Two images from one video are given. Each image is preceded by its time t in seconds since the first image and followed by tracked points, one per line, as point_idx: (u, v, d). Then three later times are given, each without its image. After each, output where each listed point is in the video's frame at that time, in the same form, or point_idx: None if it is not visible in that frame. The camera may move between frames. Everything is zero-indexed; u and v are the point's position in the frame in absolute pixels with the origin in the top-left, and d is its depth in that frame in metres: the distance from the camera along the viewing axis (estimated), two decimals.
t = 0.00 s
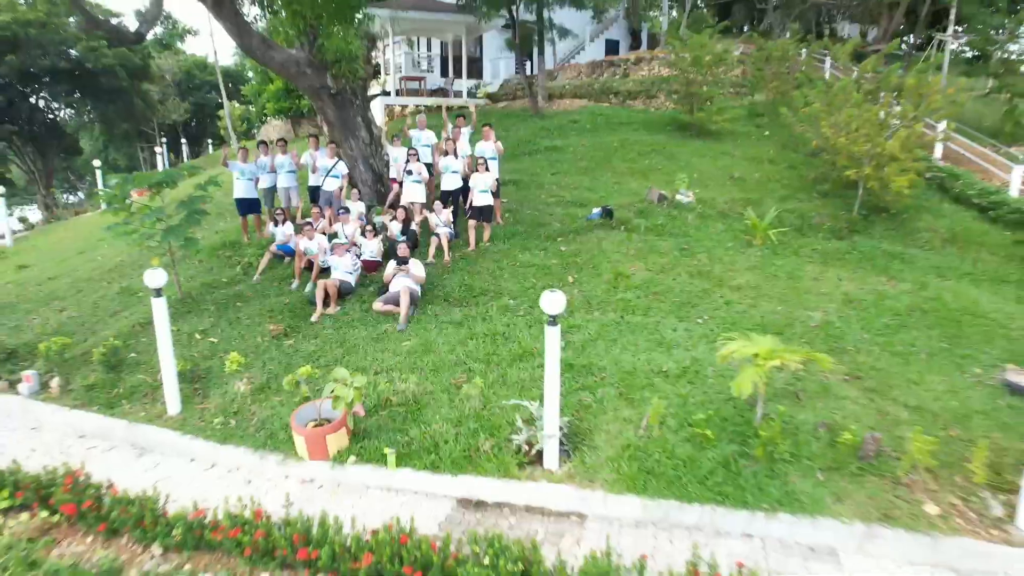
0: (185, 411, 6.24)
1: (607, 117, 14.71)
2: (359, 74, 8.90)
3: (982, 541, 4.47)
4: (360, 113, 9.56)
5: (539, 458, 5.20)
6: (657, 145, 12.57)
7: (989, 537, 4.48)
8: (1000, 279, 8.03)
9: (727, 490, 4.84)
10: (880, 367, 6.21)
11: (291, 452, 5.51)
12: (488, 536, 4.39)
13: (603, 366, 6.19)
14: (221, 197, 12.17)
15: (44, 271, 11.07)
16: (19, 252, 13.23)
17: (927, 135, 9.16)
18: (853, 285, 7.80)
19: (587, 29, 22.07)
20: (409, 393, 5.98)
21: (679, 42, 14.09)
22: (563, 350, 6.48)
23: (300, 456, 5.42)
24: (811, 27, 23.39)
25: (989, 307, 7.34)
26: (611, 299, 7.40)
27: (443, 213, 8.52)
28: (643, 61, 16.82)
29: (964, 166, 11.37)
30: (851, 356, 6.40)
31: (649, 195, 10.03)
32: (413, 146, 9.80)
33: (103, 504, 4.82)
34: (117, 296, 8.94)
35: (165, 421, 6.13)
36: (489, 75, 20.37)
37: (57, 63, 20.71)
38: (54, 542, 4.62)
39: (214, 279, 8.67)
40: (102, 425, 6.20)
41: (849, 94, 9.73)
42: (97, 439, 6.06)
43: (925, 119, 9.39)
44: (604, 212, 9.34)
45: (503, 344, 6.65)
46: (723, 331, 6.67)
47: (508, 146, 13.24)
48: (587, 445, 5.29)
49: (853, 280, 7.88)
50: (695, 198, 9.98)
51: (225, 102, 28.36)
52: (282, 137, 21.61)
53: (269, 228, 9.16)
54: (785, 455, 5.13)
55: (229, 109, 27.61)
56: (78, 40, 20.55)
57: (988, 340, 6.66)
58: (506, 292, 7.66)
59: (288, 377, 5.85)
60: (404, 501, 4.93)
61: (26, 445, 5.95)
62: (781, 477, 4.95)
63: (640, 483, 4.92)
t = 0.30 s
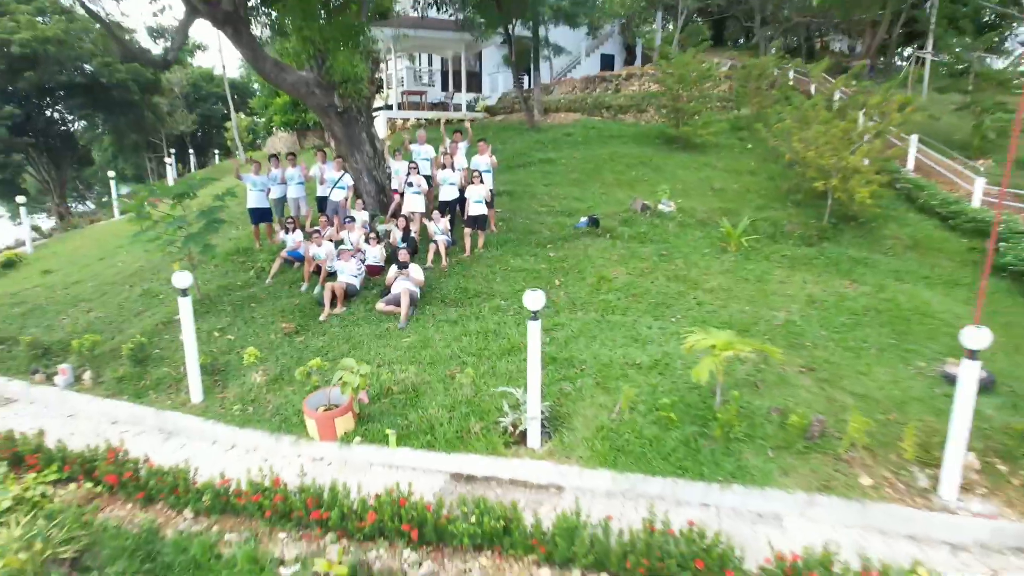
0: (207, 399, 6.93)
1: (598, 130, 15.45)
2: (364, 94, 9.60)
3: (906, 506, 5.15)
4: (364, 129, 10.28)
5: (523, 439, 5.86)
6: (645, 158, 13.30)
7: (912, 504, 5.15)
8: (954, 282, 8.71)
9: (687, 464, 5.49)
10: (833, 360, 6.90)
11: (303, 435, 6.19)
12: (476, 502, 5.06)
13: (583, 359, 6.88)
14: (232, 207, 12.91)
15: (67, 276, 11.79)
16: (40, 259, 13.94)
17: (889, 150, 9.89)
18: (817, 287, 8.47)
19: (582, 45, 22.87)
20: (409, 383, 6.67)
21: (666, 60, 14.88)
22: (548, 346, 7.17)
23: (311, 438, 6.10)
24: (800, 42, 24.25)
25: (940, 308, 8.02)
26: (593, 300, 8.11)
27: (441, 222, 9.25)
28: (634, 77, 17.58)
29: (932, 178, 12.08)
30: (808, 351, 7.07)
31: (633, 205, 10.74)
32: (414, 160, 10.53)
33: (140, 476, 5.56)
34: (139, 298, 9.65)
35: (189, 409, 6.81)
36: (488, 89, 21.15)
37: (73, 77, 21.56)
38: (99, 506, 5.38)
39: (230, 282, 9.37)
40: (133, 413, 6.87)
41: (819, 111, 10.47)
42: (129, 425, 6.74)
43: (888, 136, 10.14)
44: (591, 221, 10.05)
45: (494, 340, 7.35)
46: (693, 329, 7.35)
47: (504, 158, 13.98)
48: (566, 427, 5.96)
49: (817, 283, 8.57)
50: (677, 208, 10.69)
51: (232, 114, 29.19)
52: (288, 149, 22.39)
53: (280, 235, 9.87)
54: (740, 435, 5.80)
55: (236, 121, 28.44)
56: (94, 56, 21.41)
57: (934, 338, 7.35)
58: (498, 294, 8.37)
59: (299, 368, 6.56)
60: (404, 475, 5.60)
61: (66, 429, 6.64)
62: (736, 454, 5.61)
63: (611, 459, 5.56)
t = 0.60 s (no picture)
0: (225, 390, 7.63)
1: (591, 139, 16.16)
2: (368, 109, 10.29)
3: (847, 482, 5.83)
4: (367, 141, 10.97)
5: (510, 423, 6.55)
6: (634, 166, 14.00)
7: (852, 480, 5.84)
8: (915, 284, 9.40)
9: (655, 446, 6.17)
10: (794, 355, 7.58)
11: (314, 421, 6.89)
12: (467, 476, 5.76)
13: (567, 354, 7.58)
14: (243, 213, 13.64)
15: (88, 278, 12.52)
16: (60, 262, 14.67)
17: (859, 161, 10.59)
18: (787, 289, 9.16)
19: (578, 55, 23.43)
20: (408, 375, 7.39)
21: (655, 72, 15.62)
22: (536, 342, 7.88)
23: (321, 424, 6.80)
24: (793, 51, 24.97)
25: (899, 308, 8.70)
26: (579, 301, 8.81)
27: (439, 228, 9.93)
28: (627, 88, 18.29)
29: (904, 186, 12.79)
30: (773, 347, 7.75)
31: (620, 212, 11.45)
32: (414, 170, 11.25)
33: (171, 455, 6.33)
34: (158, 298, 10.37)
35: (210, 399, 7.50)
36: (487, 97, 21.84)
37: (87, 87, 22.36)
38: (135, 481, 6.16)
39: (243, 284, 10.10)
40: (158, 402, 7.57)
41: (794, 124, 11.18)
42: (155, 412, 7.44)
43: (858, 148, 10.85)
44: (579, 227, 10.76)
45: (486, 337, 8.07)
46: (669, 326, 8.03)
47: (500, 166, 14.69)
48: (550, 414, 6.66)
49: (787, 285, 9.26)
50: (661, 214, 11.39)
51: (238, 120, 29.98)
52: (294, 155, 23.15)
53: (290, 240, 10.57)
54: (704, 420, 6.48)
55: (242, 127, 29.22)
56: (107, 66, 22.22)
57: (890, 335, 8.03)
58: (492, 295, 9.07)
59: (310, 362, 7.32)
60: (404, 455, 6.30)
61: (98, 416, 7.36)
62: (700, 437, 6.29)
63: (588, 441, 6.24)
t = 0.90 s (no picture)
0: (241, 382, 8.34)
1: (585, 145, 16.83)
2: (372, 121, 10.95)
3: (800, 463, 6.52)
4: (371, 151, 11.65)
5: (500, 412, 7.26)
6: (624, 173, 14.69)
7: (805, 462, 6.53)
8: (881, 286, 10.08)
9: (630, 432, 6.86)
10: (763, 351, 8.27)
11: (323, 410, 7.59)
12: (461, 458, 6.48)
13: (554, 350, 8.28)
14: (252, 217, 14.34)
15: (106, 278, 13.23)
16: (76, 264, 15.38)
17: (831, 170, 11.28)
18: (762, 290, 9.83)
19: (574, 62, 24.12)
20: (409, 369, 8.11)
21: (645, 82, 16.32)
22: (526, 339, 8.58)
23: (329, 413, 7.51)
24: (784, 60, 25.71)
25: (865, 308, 9.37)
26: (566, 301, 9.51)
27: (438, 233, 10.60)
28: (620, 95, 18.97)
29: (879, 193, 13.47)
30: (744, 344, 8.44)
31: (609, 217, 12.14)
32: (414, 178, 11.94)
33: (195, 440, 7.08)
34: (175, 298, 11.08)
35: (227, 390, 8.20)
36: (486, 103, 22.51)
37: (98, 93, 23.08)
38: (164, 462, 6.92)
39: (254, 285, 10.80)
40: (179, 394, 8.28)
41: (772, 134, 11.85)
42: (177, 403, 8.14)
43: (831, 157, 11.53)
44: (569, 232, 11.46)
45: (480, 334, 8.78)
46: (649, 324, 8.72)
47: (497, 172, 15.38)
48: (537, 404, 7.36)
49: (762, 286, 9.93)
50: (647, 219, 12.06)
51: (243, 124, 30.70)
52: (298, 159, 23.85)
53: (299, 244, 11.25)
54: (675, 410, 7.17)
55: (247, 129, 29.93)
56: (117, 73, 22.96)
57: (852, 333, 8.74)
58: (486, 296, 9.77)
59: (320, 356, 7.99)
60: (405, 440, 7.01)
61: (126, 406, 8.08)
62: (671, 424, 6.98)
63: (570, 428, 6.94)
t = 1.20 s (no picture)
0: (255, 375, 9.06)
1: (579, 149, 17.48)
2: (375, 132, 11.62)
3: (761, 449, 7.23)
4: (373, 159, 12.33)
5: (492, 403, 7.99)
6: (615, 176, 15.35)
7: (766, 448, 7.25)
8: (852, 286, 10.77)
9: (609, 421, 7.59)
10: (735, 347, 8.98)
11: (331, 401, 8.32)
12: (456, 444, 7.23)
13: (543, 346, 9.00)
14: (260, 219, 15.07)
15: (122, 277, 13.93)
16: (91, 263, 16.07)
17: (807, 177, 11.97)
18: (739, 290, 10.52)
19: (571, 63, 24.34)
20: (409, 364, 8.85)
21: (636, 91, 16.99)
22: (517, 336, 9.30)
23: (336, 404, 8.24)
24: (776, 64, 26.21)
25: (834, 307, 10.06)
26: (556, 300, 10.21)
27: (437, 236, 11.29)
28: (613, 100, 19.62)
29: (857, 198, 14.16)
30: (718, 340, 9.14)
31: (598, 220, 12.81)
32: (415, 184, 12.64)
33: (215, 428, 7.84)
34: (190, 297, 11.77)
35: (242, 383, 8.92)
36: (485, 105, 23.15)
37: (108, 95, 23.72)
38: (188, 448, 7.69)
39: (264, 285, 11.48)
40: (198, 386, 9.01)
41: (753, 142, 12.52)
42: (195, 395, 8.88)
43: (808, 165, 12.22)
44: (560, 234, 12.14)
45: (475, 331, 9.49)
46: (631, 323, 9.42)
47: (494, 176, 16.05)
48: (526, 395, 8.10)
49: (740, 287, 10.63)
50: (634, 223, 12.74)
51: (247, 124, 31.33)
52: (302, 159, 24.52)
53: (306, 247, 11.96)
54: (651, 401, 7.90)
55: (251, 129, 30.57)
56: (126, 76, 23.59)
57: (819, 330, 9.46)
58: (481, 296, 10.47)
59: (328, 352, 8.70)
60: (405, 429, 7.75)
61: (149, 398, 8.81)
62: (647, 414, 7.70)
63: (556, 417, 7.67)
